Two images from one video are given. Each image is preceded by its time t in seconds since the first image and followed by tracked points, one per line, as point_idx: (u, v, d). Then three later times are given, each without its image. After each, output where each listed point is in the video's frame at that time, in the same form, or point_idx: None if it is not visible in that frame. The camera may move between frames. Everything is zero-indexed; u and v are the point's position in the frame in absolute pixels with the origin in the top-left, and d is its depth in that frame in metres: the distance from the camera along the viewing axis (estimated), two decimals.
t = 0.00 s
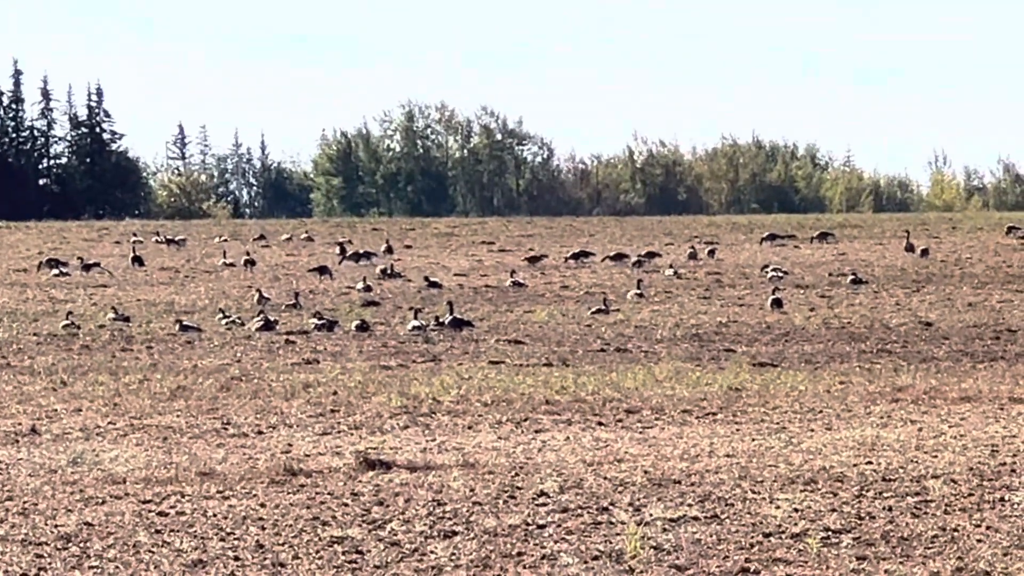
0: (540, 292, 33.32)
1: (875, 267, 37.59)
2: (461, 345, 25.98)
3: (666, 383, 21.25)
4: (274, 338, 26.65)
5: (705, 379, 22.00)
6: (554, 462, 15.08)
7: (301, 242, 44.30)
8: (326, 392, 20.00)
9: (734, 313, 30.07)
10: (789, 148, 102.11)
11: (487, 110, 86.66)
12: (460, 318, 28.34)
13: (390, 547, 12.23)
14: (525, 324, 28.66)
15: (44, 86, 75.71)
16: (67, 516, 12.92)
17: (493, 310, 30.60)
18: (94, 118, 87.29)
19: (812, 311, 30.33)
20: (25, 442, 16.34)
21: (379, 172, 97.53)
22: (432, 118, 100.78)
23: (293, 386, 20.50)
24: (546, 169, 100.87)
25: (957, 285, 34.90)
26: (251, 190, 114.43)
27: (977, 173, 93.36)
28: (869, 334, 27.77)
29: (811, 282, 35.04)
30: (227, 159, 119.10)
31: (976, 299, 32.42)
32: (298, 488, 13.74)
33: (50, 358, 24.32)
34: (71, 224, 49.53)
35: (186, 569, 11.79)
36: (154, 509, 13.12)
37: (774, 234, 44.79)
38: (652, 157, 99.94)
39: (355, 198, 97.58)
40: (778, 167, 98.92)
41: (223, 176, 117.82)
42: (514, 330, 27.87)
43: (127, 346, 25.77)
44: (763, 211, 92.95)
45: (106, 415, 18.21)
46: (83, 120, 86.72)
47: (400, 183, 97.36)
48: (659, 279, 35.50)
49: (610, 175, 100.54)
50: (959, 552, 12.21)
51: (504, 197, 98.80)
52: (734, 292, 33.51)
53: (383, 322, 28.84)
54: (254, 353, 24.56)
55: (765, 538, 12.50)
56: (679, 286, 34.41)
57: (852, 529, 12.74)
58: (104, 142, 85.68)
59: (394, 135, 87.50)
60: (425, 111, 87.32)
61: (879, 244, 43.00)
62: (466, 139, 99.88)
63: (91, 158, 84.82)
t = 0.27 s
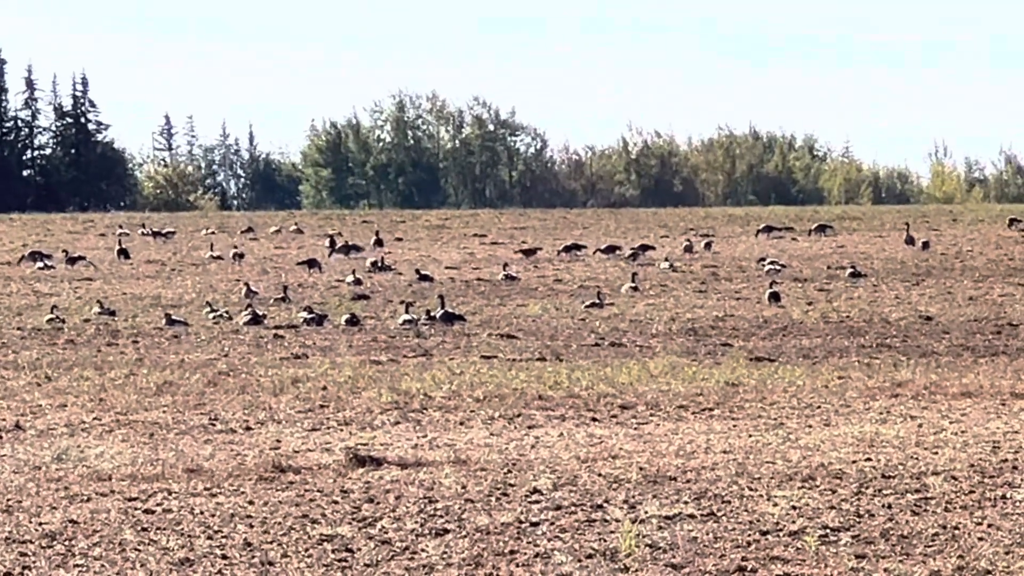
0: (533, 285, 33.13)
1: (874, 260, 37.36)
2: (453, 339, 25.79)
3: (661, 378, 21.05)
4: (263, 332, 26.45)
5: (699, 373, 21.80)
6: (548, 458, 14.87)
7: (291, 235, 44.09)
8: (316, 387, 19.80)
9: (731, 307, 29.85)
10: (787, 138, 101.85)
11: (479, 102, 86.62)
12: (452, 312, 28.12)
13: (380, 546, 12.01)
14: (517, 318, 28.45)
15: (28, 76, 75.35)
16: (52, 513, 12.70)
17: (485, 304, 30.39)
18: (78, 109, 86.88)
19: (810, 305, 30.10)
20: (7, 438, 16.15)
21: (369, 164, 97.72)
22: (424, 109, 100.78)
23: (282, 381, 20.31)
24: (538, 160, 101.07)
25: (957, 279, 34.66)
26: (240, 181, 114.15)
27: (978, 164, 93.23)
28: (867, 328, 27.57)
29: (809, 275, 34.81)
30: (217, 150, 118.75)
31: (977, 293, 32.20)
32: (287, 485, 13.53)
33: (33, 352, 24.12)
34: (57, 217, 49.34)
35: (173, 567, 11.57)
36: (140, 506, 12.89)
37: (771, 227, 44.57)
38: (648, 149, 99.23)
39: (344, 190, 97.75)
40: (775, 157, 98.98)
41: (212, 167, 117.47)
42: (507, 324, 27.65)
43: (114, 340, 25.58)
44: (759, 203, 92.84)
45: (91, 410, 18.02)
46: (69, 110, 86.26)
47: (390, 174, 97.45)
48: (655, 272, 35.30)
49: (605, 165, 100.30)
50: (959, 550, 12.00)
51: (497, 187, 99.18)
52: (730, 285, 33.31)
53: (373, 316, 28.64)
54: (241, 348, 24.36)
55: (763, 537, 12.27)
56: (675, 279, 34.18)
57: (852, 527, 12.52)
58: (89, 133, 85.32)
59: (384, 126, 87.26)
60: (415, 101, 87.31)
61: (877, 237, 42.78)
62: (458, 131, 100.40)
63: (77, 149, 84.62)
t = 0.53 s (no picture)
0: (528, 281, 32.92)
1: (874, 256, 37.16)
2: (447, 336, 25.58)
3: (658, 375, 20.85)
4: (254, 329, 26.26)
5: (696, 370, 21.60)
6: (543, 456, 14.68)
7: (283, 231, 43.86)
8: (307, 384, 19.60)
9: (729, 304, 29.64)
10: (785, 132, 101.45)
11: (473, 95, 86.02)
12: (445, 308, 27.91)
13: (373, 545, 11.83)
14: (512, 314, 28.24)
15: (13, 69, 74.96)
16: (39, 513, 12.52)
17: (479, 300, 30.18)
18: (66, 103, 86.47)
19: (809, 302, 29.89)
20: None
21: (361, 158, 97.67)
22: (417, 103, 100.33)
23: (272, 378, 20.11)
24: (533, 155, 101.13)
25: (958, 275, 34.44)
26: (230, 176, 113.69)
27: (978, 158, 93.05)
28: (866, 325, 27.36)
29: (808, 272, 34.60)
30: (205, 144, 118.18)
31: (978, 290, 31.98)
32: (278, 484, 13.34)
33: (21, 349, 23.92)
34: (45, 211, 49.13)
35: (162, 568, 11.39)
36: (129, 505, 12.71)
37: (770, 223, 44.34)
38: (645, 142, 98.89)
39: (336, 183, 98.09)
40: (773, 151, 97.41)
41: (201, 160, 116.91)
42: (501, 321, 27.46)
43: (102, 337, 25.38)
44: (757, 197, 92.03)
45: (78, 408, 17.83)
46: (56, 103, 85.66)
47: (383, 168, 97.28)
48: (651, 268, 35.10)
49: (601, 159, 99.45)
50: (961, 550, 11.81)
51: (491, 181, 98.16)
52: (728, 282, 33.11)
53: (366, 312, 28.44)
54: (231, 345, 24.15)
55: (761, 536, 12.09)
56: (671, 275, 33.98)
57: (851, 527, 12.33)
58: (77, 127, 84.91)
59: (378, 119, 86.77)
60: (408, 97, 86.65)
61: (877, 233, 42.53)
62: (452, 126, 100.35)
63: (64, 143, 84.02)
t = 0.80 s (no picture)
0: (525, 279, 32.73)
1: (876, 253, 36.96)
2: (443, 334, 25.40)
3: (657, 374, 20.66)
4: (248, 327, 26.07)
5: (695, 369, 21.42)
6: (540, 456, 14.49)
7: (277, 228, 43.68)
8: (300, 384, 19.41)
9: (729, 301, 29.45)
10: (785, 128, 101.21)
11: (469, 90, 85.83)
12: (441, 306, 27.71)
13: (367, 547, 11.65)
14: (509, 312, 28.05)
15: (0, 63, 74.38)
16: (28, 514, 12.34)
17: (476, 298, 29.99)
18: (56, 99, 85.95)
19: (810, 299, 29.69)
20: None
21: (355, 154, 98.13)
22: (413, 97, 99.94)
23: (265, 378, 19.93)
24: (531, 150, 100.61)
25: (961, 272, 34.24)
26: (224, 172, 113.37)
27: (981, 154, 92.92)
28: (867, 323, 27.16)
29: (808, 269, 34.40)
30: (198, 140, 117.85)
31: (982, 287, 31.78)
32: (271, 485, 13.16)
33: (10, 347, 23.73)
34: (36, 208, 48.95)
35: (153, 570, 11.21)
36: (119, 507, 12.52)
37: (770, 219, 44.14)
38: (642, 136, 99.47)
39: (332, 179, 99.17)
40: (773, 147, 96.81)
41: (194, 156, 116.60)
42: (498, 319, 27.27)
43: (93, 335, 25.19)
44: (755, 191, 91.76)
45: (67, 408, 17.63)
46: (46, 97, 85.06)
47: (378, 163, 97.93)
48: (649, 265, 34.92)
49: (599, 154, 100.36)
50: (965, 551, 11.62)
51: (487, 178, 98.40)
52: (727, 279, 32.92)
53: (361, 310, 28.26)
54: (222, 343, 23.97)
55: (761, 537, 11.91)
56: (670, 272, 33.78)
57: (853, 528, 12.15)
58: (66, 122, 84.35)
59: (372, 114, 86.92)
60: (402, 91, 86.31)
61: (878, 229, 42.26)
62: (448, 121, 99.63)
63: (54, 138, 83.54)
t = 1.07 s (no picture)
0: (523, 277, 32.68)
1: (876, 251, 36.93)
2: (441, 332, 25.34)
3: (656, 373, 20.60)
4: (245, 325, 26.01)
5: (695, 367, 21.36)
6: (539, 456, 14.42)
7: (274, 225, 43.60)
8: (297, 382, 19.35)
9: (729, 299, 29.40)
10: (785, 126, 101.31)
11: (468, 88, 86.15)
12: (439, 304, 27.66)
13: (365, 546, 11.60)
14: (508, 310, 28.00)
15: None
16: (23, 512, 12.28)
17: (474, 296, 29.94)
18: (52, 95, 85.81)
19: (811, 297, 29.63)
20: None
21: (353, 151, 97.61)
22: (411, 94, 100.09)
23: (263, 376, 19.88)
24: (529, 147, 101.38)
25: (961, 270, 34.21)
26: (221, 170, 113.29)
27: (981, 151, 93.04)
28: (867, 321, 27.10)
29: (808, 266, 34.36)
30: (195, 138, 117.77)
31: (982, 285, 31.73)
32: (268, 484, 13.10)
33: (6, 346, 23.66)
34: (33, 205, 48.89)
35: (149, 570, 11.16)
36: (116, 505, 12.47)
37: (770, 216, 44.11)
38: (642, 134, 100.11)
39: (328, 177, 98.86)
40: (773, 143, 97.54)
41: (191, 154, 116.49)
42: (496, 317, 27.21)
43: (89, 333, 25.12)
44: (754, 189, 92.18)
45: (64, 406, 17.57)
46: (42, 94, 84.92)
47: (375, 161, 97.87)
48: (648, 263, 34.87)
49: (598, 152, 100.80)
50: (965, 550, 11.57)
51: (485, 174, 99.51)
52: (727, 276, 32.88)
53: (359, 308, 28.20)
54: (219, 341, 23.90)
55: (761, 536, 11.86)
56: (669, 270, 33.74)
57: (853, 527, 12.10)
58: (63, 119, 84.25)
59: (369, 111, 87.04)
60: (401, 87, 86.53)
61: (878, 227, 42.24)
62: (446, 118, 100.17)
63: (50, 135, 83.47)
